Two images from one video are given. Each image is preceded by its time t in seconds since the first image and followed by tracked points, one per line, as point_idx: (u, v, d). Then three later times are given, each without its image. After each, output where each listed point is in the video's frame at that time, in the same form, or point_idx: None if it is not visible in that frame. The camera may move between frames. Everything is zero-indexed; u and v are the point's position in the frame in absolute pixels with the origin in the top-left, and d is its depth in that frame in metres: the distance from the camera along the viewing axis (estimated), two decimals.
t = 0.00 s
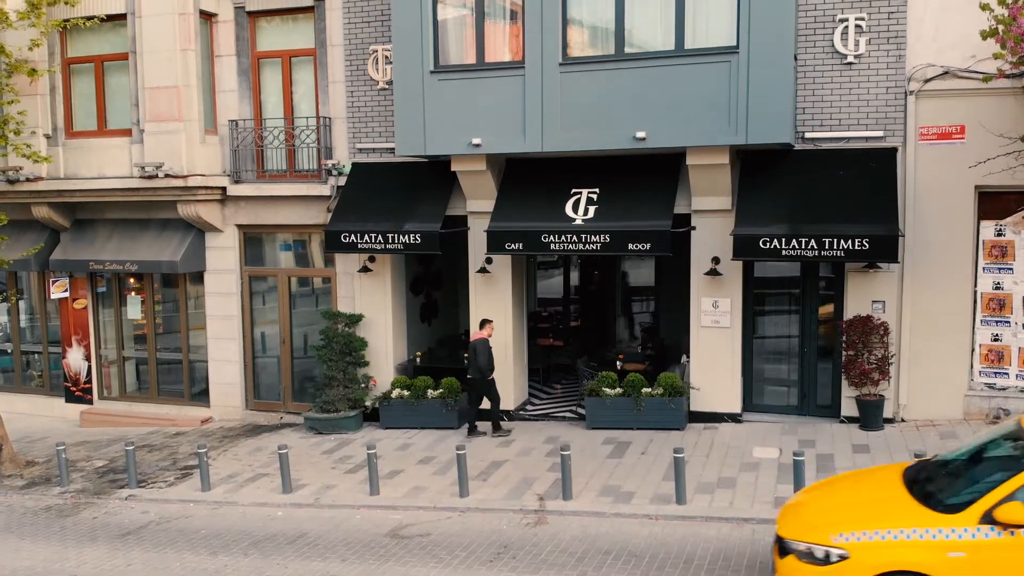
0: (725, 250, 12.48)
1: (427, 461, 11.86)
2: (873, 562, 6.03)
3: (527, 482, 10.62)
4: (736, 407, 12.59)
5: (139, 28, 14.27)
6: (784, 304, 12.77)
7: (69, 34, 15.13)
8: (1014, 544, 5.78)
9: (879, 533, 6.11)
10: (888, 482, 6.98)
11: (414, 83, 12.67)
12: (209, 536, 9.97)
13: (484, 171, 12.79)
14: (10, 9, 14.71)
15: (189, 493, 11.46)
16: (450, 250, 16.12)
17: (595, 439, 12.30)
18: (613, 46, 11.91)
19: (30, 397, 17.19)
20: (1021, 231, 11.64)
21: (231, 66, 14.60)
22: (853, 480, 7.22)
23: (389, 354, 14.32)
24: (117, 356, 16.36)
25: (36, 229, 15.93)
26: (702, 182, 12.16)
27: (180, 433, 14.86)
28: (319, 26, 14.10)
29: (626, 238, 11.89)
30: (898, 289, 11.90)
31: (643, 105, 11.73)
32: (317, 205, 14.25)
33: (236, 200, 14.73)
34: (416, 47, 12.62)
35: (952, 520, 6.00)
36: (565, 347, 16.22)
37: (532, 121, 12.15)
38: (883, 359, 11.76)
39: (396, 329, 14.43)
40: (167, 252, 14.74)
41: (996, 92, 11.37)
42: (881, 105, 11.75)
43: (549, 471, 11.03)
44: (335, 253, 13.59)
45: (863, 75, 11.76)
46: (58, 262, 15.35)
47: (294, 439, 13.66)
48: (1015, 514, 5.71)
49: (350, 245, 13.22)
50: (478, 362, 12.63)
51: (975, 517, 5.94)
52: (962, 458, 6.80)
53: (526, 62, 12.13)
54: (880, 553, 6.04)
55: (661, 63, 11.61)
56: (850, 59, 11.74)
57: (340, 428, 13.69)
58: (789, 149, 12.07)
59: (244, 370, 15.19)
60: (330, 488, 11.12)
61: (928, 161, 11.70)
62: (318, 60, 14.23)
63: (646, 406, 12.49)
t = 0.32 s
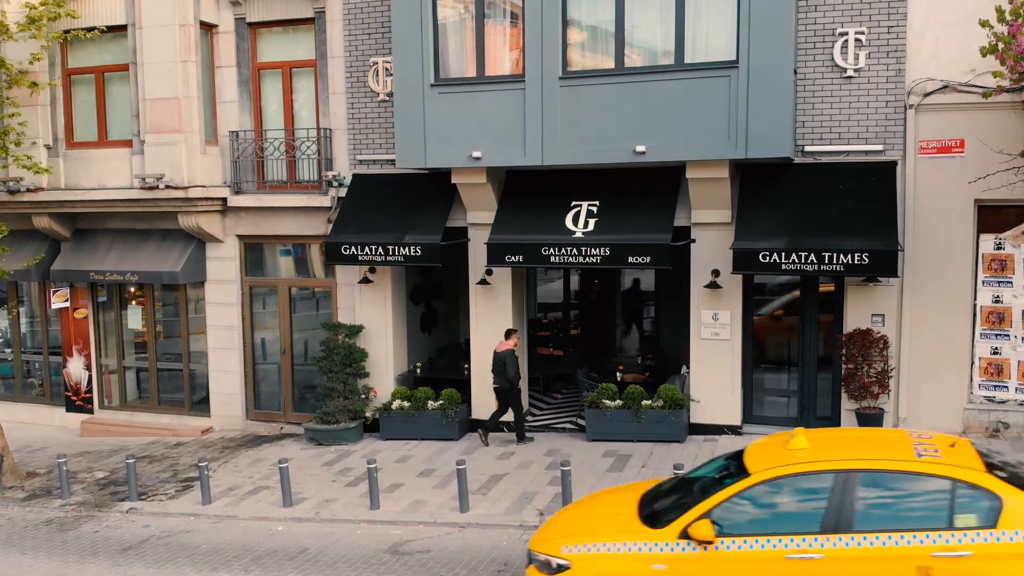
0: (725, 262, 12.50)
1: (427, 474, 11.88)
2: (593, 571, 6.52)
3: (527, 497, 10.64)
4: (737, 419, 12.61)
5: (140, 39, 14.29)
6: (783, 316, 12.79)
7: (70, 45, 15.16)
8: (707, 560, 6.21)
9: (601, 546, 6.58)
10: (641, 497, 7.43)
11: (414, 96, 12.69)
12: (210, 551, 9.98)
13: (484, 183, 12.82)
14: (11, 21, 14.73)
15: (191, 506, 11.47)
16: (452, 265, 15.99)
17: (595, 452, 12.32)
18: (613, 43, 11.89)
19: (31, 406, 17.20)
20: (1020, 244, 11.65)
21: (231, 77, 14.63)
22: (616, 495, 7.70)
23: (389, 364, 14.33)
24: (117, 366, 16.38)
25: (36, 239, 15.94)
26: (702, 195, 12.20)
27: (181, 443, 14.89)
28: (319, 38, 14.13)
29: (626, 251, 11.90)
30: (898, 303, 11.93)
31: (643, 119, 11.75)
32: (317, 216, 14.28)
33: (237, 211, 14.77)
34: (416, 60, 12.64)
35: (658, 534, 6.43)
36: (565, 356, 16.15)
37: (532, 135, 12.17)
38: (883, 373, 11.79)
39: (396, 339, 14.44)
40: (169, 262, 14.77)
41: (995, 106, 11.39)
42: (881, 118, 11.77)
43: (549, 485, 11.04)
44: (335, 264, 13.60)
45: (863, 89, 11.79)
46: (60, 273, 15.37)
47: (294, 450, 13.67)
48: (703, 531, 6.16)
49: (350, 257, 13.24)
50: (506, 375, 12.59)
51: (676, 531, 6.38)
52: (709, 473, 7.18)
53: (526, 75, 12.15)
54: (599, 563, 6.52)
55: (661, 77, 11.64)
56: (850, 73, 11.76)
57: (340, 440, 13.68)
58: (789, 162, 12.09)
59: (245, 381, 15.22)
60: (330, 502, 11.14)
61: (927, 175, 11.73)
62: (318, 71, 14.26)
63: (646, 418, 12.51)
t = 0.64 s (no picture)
0: (725, 276, 12.52)
1: (427, 487, 11.90)
2: None
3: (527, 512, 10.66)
4: (737, 432, 12.63)
5: (141, 50, 14.29)
6: (784, 328, 12.80)
7: (70, 56, 15.17)
8: (460, 569, 6.88)
9: (375, 559, 7.26)
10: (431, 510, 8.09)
11: (414, 109, 12.70)
12: (211, 567, 10.00)
13: (485, 196, 12.86)
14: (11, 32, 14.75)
15: (191, 520, 11.49)
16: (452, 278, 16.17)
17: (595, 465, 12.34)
18: (613, 44, 11.91)
19: (32, 415, 17.22)
20: (1019, 258, 11.67)
21: (232, 89, 14.64)
22: (415, 508, 8.38)
23: (389, 375, 14.35)
24: (118, 375, 16.41)
25: (37, 249, 15.96)
26: (702, 209, 12.22)
27: (181, 454, 14.92)
28: (320, 50, 14.14)
29: (626, 265, 11.92)
30: (898, 317, 11.95)
31: (642, 133, 11.78)
32: (318, 227, 14.32)
33: (238, 222, 14.81)
34: (416, 73, 12.67)
35: (421, 547, 7.11)
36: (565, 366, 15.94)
37: (533, 149, 12.19)
38: (882, 387, 11.75)
39: (396, 350, 14.47)
40: (170, 273, 14.79)
41: (995, 121, 11.41)
42: (881, 133, 11.79)
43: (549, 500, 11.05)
44: (335, 276, 13.62)
45: (863, 103, 11.80)
46: (61, 283, 15.39)
47: (295, 462, 13.69)
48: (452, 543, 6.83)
49: (351, 269, 13.25)
50: (528, 384, 12.76)
51: (437, 546, 7.04)
52: (488, 485, 7.86)
53: (526, 89, 12.17)
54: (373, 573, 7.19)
55: (660, 92, 11.66)
56: (850, 87, 11.78)
57: (340, 451, 13.71)
58: (789, 176, 12.11)
59: (245, 392, 15.26)
60: (330, 516, 11.15)
61: (927, 189, 11.75)
62: (319, 83, 14.27)
63: (646, 431, 12.52)
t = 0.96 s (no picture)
0: (725, 290, 12.55)
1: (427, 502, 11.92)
2: None
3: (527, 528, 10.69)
4: (737, 445, 12.65)
5: (143, 63, 14.31)
6: (783, 342, 12.83)
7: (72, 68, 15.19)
8: None
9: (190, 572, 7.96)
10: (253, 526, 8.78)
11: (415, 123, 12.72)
12: None
13: (486, 210, 12.91)
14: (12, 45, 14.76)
15: (193, 535, 11.51)
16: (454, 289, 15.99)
17: (596, 479, 12.36)
18: (613, 44, 11.92)
19: (34, 426, 17.24)
20: (1019, 273, 11.71)
21: (233, 101, 14.67)
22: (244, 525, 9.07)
23: (390, 387, 14.38)
24: (119, 386, 16.44)
25: (38, 260, 15.98)
26: (703, 223, 12.24)
27: (183, 465, 14.96)
28: (321, 63, 14.18)
29: (627, 279, 11.95)
30: (898, 331, 11.97)
31: (643, 149, 11.80)
32: (319, 239, 14.35)
33: (240, 233, 14.84)
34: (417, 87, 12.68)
35: (227, 561, 7.82)
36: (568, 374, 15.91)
37: (534, 163, 12.21)
38: (883, 402, 11.78)
39: (397, 362, 14.49)
40: (171, 284, 14.83)
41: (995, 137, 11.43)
42: (881, 148, 11.81)
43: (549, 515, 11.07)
44: (336, 288, 13.65)
45: (863, 119, 11.83)
46: (62, 295, 15.42)
47: (295, 474, 13.72)
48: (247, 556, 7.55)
49: (353, 282, 13.28)
50: (543, 389, 13.36)
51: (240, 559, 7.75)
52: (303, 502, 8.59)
53: (527, 104, 12.19)
54: None
55: (660, 108, 11.69)
56: (850, 102, 11.81)
57: (341, 464, 13.73)
58: (789, 191, 12.13)
59: (246, 403, 15.29)
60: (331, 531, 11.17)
61: (927, 204, 11.77)
62: (321, 96, 14.29)
63: (646, 444, 12.55)
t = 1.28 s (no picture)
0: (725, 305, 12.57)
1: (429, 517, 11.95)
2: None
3: (529, 545, 10.71)
4: (737, 459, 12.67)
5: (144, 76, 14.32)
6: (784, 356, 12.85)
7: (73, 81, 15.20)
8: None
9: None
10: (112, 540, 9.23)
11: (415, 139, 12.75)
12: None
13: (487, 224, 12.96)
14: (13, 57, 14.78)
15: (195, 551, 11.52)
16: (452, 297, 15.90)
17: (597, 493, 12.38)
18: (614, 44, 11.93)
19: (35, 437, 17.25)
20: (1019, 289, 11.72)
21: (235, 114, 14.70)
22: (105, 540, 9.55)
23: (391, 400, 14.41)
24: (120, 397, 16.46)
25: (39, 272, 16.01)
26: (704, 238, 12.27)
27: (184, 478, 14.98)
28: (322, 76, 14.20)
29: (627, 295, 11.97)
30: (898, 347, 12.00)
31: (643, 165, 11.83)
32: (321, 251, 14.39)
33: (241, 246, 14.88)
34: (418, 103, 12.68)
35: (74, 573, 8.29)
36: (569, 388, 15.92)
37: (534, 179, 12.24)
38: (882, 417, 11.79)
39: (398, 374, 14.52)
40: (172, 297, 14.85)
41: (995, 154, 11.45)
42: (882, 165, 11.83)
43: (550, 532, 11.09)
44: (337, 302, 13.67)
45: (863, 135, 11.85)
46: (63, 307, 15.45)
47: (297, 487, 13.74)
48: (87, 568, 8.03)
49: (354, 296, 13.31)
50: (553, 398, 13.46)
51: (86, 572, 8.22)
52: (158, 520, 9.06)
53: (529, 120, 12.21)
54: None
55: (661, 125, 11.71)
56: (850, 118, 11.83)
57: (341, 477, 13.75)
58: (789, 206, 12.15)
59: (247, 415, 15.31)
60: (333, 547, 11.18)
61: (927, 220, 11.79)
62: (323, 109, 14.31)
63: (647, 459, 12.56)
